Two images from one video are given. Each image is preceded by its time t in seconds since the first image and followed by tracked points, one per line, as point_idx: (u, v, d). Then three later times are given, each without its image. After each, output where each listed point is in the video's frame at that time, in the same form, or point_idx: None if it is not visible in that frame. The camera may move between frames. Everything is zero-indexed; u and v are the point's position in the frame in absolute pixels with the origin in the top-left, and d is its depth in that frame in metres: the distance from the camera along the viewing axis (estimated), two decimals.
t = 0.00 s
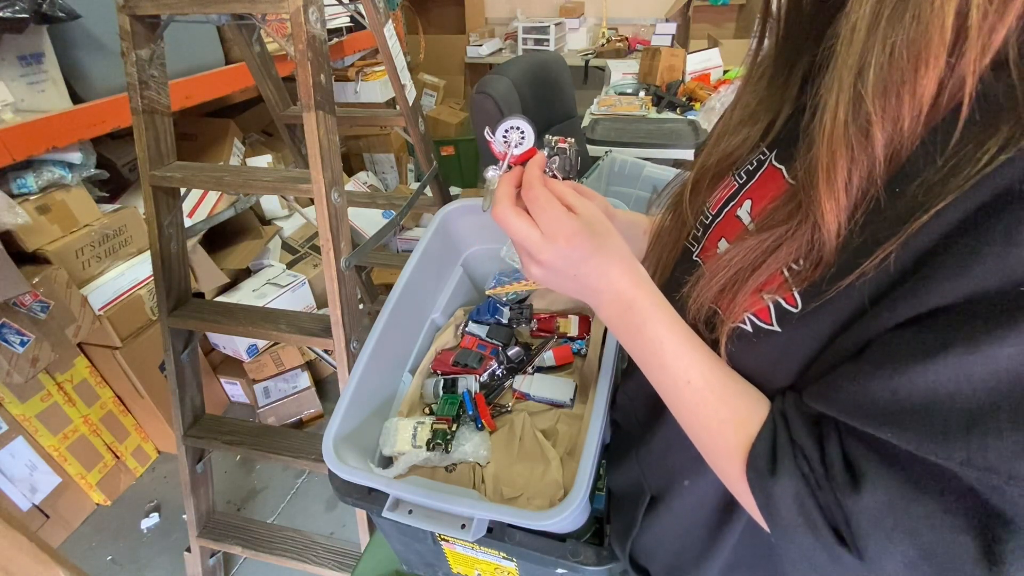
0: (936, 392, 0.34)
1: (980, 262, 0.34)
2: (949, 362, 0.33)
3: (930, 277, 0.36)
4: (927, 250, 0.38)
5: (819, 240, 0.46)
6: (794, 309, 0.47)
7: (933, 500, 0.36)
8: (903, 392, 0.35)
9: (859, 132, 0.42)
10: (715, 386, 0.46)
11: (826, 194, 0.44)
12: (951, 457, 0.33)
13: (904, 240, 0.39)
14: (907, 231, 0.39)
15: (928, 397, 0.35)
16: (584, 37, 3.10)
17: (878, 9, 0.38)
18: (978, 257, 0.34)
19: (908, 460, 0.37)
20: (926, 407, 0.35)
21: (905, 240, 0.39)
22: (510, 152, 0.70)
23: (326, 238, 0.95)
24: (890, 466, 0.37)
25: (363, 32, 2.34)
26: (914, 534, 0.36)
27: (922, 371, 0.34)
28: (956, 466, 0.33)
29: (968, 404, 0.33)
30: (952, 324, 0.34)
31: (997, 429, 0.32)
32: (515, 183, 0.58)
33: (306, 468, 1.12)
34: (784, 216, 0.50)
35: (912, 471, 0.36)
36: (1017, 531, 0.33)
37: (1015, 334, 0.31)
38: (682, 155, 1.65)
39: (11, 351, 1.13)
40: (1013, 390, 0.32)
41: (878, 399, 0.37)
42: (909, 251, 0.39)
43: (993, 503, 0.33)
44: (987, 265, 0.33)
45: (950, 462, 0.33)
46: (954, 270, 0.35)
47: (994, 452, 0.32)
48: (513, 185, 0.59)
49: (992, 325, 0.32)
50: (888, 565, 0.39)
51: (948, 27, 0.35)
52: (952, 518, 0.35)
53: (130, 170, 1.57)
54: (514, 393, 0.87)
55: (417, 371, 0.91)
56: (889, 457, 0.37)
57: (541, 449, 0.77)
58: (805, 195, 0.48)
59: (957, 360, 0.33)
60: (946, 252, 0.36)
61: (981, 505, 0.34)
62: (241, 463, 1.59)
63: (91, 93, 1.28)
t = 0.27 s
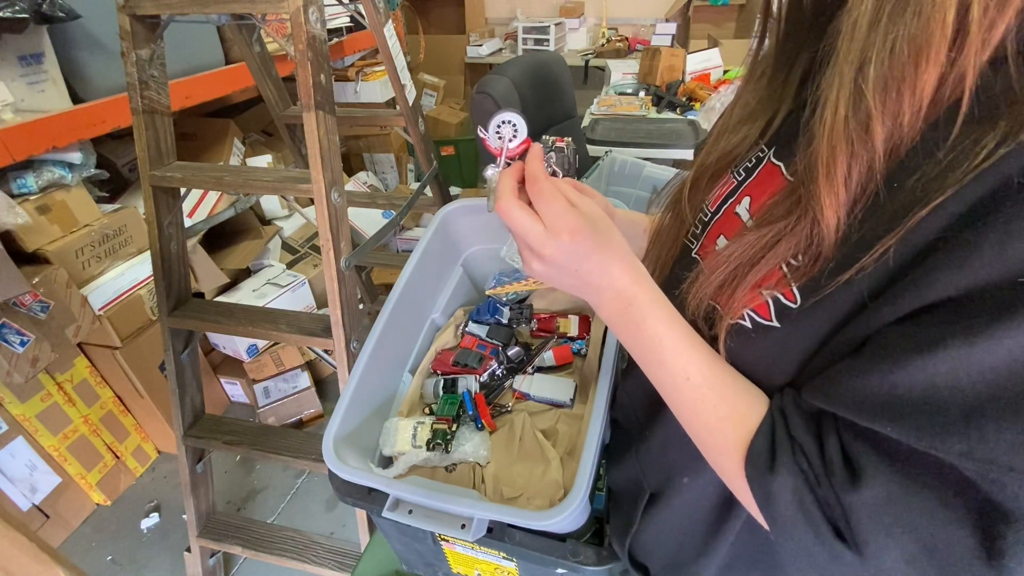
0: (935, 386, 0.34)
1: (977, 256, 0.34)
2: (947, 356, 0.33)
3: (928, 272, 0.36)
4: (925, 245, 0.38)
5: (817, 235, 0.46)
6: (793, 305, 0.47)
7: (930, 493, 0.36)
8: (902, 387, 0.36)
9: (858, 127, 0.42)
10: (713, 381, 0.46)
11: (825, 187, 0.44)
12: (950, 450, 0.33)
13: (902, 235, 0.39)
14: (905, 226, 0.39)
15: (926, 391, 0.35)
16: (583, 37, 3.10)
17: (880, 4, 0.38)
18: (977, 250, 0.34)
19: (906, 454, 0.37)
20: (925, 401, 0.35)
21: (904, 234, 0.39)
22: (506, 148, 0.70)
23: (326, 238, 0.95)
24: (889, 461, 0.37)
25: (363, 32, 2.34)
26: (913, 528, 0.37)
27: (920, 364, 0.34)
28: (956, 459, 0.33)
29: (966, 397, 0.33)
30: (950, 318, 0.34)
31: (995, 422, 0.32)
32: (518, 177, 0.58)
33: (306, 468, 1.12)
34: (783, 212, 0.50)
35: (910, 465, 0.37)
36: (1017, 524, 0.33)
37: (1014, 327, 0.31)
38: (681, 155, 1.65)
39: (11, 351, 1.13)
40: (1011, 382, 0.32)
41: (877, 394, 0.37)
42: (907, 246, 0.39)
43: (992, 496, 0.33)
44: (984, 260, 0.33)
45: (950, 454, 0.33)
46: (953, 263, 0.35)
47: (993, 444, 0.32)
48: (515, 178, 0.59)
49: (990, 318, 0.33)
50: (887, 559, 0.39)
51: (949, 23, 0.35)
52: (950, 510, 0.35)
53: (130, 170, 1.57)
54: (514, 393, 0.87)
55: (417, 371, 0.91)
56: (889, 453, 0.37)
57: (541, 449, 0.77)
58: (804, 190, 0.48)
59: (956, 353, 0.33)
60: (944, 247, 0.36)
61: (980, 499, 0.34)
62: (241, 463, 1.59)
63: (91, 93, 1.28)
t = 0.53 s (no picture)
0: (934, 386, 0.34)
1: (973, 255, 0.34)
2: (946, 355, 0.33)
3: (923, 270, 0.36)
4: (920, 242, 0.38)
5: (814, 233, 0.46)
6: (793, 302, 0.47)
7: (934, 494, 0.36)
8: (901, 387, 0.36)
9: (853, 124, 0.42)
10: (712, 385, 0.47)
11: (821, 184, 0.44)
12: (952, 451, 0.33)
13: (898, 233, 0.39)
14: (902, 223, 0.39)
15: (925, 391, 0.35)
16: (583, 37, 3.10)
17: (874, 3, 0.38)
18: (975, 248, 0.34)
19: (910, 457, 0.37)
20: (925, 401, 0.35)
21: (900, 231, 0.39)
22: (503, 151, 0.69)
23: (326, 238, 0.95)
24: (893, 462, 0.37)
25: (363, 31, 2.34)
26: (916, 527, 0.37)
27: (919, 364, 0.35)
28: (958, 460, 0.33)
29: (966, 397, 0.33)
30: (949, 317, 0.34)
31: (995, 422, 0.32)
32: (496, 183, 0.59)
33: (306, 468, 1.12)
34: (780, 209, 0.50)
35: (914, 467, 0.36)
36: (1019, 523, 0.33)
37: (1013, 326, 0.31)
38: (681, 155, 1.65)
39: (11, 351, 1.13)
40: (1010, 382, 0.32)
41: (877, 395, 0.37)
42: (903, 243, 0.39)
43: (994, 497, 0.33)
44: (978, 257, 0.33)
45: (951, 456, 0.33)
46: (950, 262, 0.35)
47: (993, 445, 0.32)
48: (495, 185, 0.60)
49: (989, 318, 0.32)
50: (890, 558, 0.39)
51: (942, 22, 0.35)
52: (957, 512, 0.35)
53: (130, 170, 1.57)
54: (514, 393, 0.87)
55: (416, 371, 0.91)
56: (890, 452, 0.37)
57: (541, 449, 0.77)
58: (801, 187, 0.48)
59: (954, 353, 0.33)
60: (941, 245, 0.36)
61: (982, 499, 0.34)
62: (241, 463, 1.59)
63: (91, 93, 1.27)
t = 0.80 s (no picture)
0: (925, 382, 0.35)
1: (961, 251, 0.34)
2: (937, 351, 0.34)
3: (916, 267, 0.36)
4: (912, 238, 0.38)
5: (809, 232, 0.47)
6: (789, 300, 0.47)
7: (928, 492, 0.36)
8: (894, 383, 0.36)
9: (846, 123, 0.42)
10: (705, 388, 0.48)
11: (815, 181, 0.45)
12: (944, 447, 0.34)
13: (891, 230, 0.39)
14: (895, 220, 0.39)
15: (917, 387, 0.35)
16: (583, 37, 3.10)
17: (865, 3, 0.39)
18: (963, 246, 0.34)
19: (904, 453, 0.37)
20: (916, 398, 0.35)
21: (893, 228, 0.39)
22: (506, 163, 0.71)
23: (326, 238, 0.95)
24: (886, 458, 0.38)
25: (363, 31, 2.34)
26: (911, 525, 0.37)
27: (911, 360, 0.35)
28: (948, 456, 0.34)
29: (957, 394, 0.34)
30: (938, 313, 0.35)
31: (987, 419, 0.33)
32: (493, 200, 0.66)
33: (306, 468, 1.12)
34: (775, 207, 0.51)
35: (908, 464, 0.37)
36: (1011, 521, 0.33)
37: (1000, 323, 0.32)
38: (681, 155, 1.65)
39: (11, 351, 1.13)
40: (1001, 378, 0.32)
41: (871, 392, 0.37)
42: (895, 239, 0.39)
43: (986, 493, 0.34)
44: (967, 255, 0.34)
45: (942, 452, 0.34)
46: (939, 257, 0.35)
47: (984, 442, 0.32)
48: (497, 199, 0.67)
49: (979, 314, 0.33)
50: (886, 556, 0.39)
51: (931, 21, 0.36)
52: (950, 510, 0.36)
53: (130, 170, 1.57)
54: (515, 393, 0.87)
55: (416, 371, 0.91)
56: (885, 450, 0.38)
57: (541, 449, 0.77)
58: (795, 185, 0.48)
59: (944, 349, 0.33)
60: (933, 242, 0.36)
61: (975, 496, 0.35)
62: (241, 463, 1.59)
63: (91, 93, 1.27)
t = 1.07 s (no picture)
0: (919, 378, 0.35)
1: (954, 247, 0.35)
2: (931, 347, 0.34)
3: (911, 265, 0.37)
4: (909, 237, 0.38)
5: (803, 231, 0.47)
6: (787, 297, 0.47)
7: (922, 487, 0.36)
8: (888, 380, 0.36)
9: (842, 120, 0.43)
10: (702, 391, 0.48)
11: (810, 177, 0.45)
12: (937, 443, 0.34)
13: (887, 228, 0.40)
14: (892, 218, 0.40)
15: (911, 383, 0.35)
16: (583, 37, 3.10)
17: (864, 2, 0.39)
18: (956, 242, 0.35)
19: (898, 449, 0.37)
20: (911, 394, 0.35)
21: (889, 226, 0.40)
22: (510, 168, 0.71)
23: (326, 238, 0.95)
24: (881, 456, 0.38)
25: (363, 32, 2.34)
26: (907, 522, 0.37)
27: (905, 356, 0.35)
28: (942, 451, 0.34)
29: (950, 390, 0.34)
30: (931, 310, 0.35)
31: (980, 417, 0.33)
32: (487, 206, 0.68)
33: (306, 468, 1.12)
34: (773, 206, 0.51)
35: (902, 461, 0.37)
36: (1003, 516, 0.33)
37: (992, 320, 0.32)
38: (681, 155, 1.65)
39: (11, 351, 1.13)
40: (993, 375, 0.33)
41: (866, 390, 0.37)
42: (892, 237, 0.39)
43: (977, 488, 0.34)
44: (961, 251, 0.34)
45: (936, 447, 0.34)
46: (931, 253, 0.36)
47: (977, 437, 0.33)
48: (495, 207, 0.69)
49: (971, 311, 0.33)
50: (883, 554, 0.39)
51: (926, 20, 0.36)
52: (943, 505, 0.35)
53: (130, 170, 1.57)
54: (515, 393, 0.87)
55: (416, 371, 0.91)
56: (881, 448, 0.38)
57: (541, 449, 0.77)
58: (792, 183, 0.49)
59: (937, 345, 0.34)
60: (928, 239, 0.36)
61: (967, 492, 0.34)
62: (241, 463, 1.59)
63: (91, 93, 1.28)
